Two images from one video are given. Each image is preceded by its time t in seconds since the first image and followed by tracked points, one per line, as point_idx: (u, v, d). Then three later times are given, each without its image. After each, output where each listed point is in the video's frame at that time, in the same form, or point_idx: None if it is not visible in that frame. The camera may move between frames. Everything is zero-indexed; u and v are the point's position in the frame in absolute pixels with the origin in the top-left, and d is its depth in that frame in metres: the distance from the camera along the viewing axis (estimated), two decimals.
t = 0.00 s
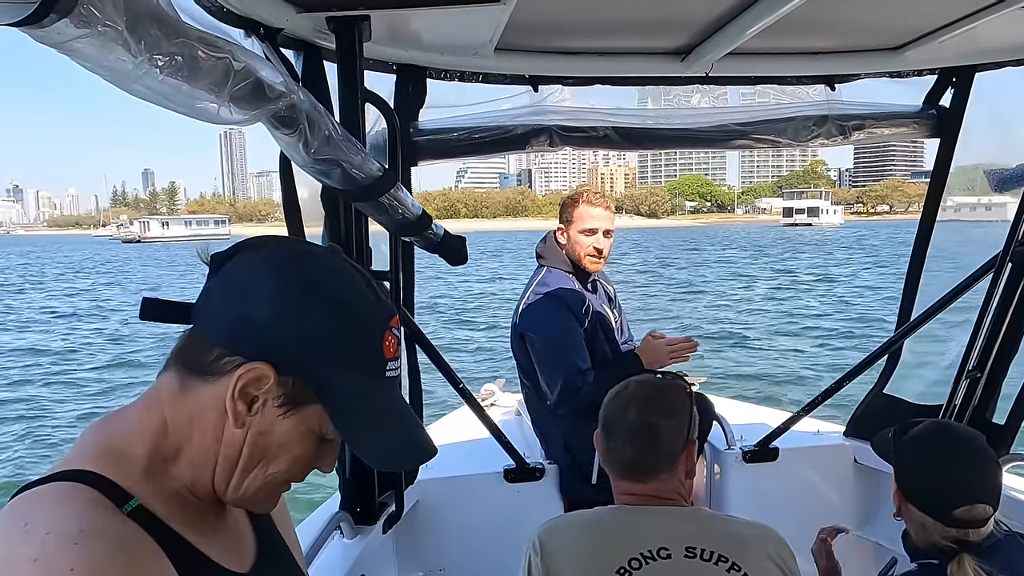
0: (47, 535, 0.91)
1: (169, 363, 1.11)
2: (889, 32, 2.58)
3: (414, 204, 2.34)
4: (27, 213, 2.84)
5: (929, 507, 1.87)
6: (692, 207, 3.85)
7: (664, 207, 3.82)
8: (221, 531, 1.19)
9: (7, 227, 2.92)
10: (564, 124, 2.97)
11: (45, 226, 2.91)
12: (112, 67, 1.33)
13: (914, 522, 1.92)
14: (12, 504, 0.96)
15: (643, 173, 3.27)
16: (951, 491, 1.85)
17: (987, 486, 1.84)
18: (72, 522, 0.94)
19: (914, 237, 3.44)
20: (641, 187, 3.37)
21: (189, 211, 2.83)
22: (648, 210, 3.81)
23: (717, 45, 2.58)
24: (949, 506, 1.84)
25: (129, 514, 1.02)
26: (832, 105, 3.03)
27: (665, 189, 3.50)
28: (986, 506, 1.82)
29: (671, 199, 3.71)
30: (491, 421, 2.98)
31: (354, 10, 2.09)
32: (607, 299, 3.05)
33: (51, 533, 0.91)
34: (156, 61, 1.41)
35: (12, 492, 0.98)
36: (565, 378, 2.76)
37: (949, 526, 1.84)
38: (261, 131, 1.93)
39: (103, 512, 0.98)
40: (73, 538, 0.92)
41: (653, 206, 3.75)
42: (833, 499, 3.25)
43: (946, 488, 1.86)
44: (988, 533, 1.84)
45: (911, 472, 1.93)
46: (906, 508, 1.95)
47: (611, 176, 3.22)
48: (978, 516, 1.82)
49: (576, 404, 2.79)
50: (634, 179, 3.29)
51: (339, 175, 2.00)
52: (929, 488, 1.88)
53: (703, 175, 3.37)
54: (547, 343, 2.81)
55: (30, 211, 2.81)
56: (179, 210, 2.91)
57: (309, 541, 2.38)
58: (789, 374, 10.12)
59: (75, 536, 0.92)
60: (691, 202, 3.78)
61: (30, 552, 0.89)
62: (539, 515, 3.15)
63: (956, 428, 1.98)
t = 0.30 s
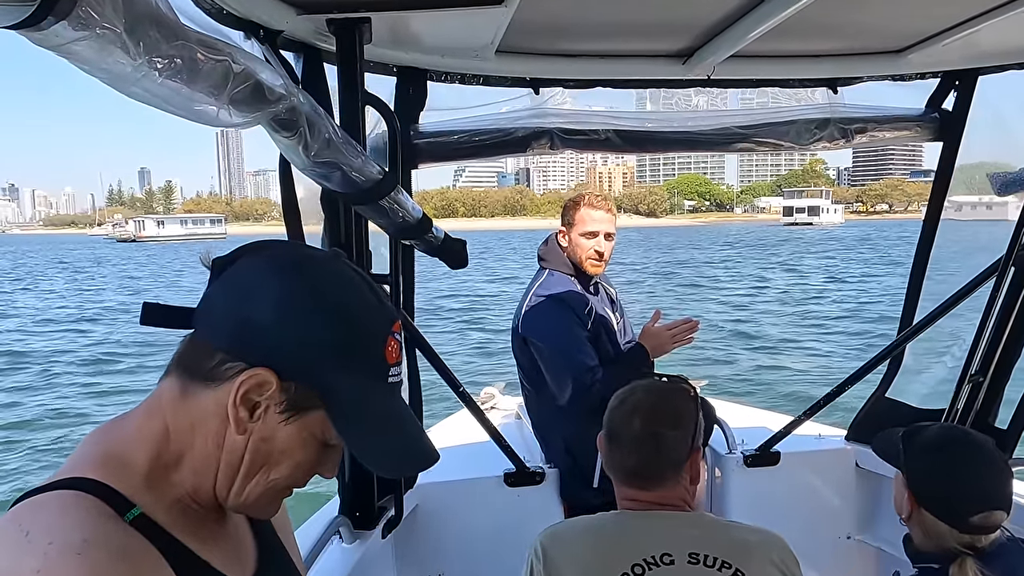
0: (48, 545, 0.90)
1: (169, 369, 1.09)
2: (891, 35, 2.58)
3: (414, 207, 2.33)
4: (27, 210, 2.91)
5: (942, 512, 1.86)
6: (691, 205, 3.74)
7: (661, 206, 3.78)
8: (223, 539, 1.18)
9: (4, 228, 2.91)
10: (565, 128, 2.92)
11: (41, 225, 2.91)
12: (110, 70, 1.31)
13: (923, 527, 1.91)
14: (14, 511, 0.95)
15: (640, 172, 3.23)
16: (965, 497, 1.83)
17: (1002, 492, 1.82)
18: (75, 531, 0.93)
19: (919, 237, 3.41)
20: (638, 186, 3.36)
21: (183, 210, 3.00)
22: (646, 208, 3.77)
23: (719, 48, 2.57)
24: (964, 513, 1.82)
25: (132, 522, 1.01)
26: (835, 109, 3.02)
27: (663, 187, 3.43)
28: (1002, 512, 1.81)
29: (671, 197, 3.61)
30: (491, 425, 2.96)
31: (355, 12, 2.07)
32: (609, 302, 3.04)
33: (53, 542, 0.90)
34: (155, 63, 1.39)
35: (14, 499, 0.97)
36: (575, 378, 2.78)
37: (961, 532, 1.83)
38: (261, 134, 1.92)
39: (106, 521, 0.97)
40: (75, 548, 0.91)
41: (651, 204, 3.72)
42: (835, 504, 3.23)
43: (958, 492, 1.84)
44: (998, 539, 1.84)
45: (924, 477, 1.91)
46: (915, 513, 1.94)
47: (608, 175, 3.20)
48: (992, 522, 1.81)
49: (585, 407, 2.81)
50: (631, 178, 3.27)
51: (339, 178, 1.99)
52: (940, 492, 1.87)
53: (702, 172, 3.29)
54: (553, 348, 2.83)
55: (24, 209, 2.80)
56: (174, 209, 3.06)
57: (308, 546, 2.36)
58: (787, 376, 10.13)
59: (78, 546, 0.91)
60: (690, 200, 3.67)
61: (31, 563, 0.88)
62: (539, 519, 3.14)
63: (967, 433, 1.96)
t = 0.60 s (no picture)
0: (66, 554, 0.88)
1: (186, 377, 1.08)
2: (892, 38, 2.57)
3: (412, 212, 2.31)
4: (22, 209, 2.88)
5: (946, 513, 1.85)
6: (690, 204, 3.68)
7: (661, 204, 3.65)
8: (233, 550, 1.16)
9: None
10: (564, 132, 2.93)
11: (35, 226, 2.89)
12: (104, 78, 1.28)
13: (927, 528, 1.90)
14: (29, 520, 0.93)
15: (638, 171, 3.23)
16: (969, 499, 1.82)
17: (1006, 494, 1.81)
18: (93, 539, 0.91)
19: (919, 237, 3.40)
20: (640, 185, 3.35)
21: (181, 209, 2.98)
22: (646, 207, 3.62)
23: (718, 52, 2.56)
24: (968, 514, 1.81)
25: (147, 532, 0.99)
26: (834, 113, 3.01)
27: (663, 185, 3.40)
28: (1006, 515, 1.80)
29: (669, 196, 3.56)
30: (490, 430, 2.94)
31: (352, 16, 2.06)
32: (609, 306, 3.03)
33: (74, 551, 0.89)
34: (150, 70, 1.37)
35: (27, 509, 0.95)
36: (576, 382, 2.77)
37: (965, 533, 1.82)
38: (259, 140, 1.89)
39: (122, 530, 0.96)
40: (96, 556, 0.89)
41: (651, 204, 3.58)
42: (835, 508, 3.22)
43: (963, 494, 1.83)
44: (1000, 542, 1.83)
45: (928, 478, 1.89)
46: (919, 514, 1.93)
47: (606, 174, 3.19)
48: (995, 524, 1.80)
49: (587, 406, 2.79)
50: (631, 177, 3.27)
51: (337, 184, 1.96)
52: (945, 493, 1.85)
53: (702, 173, 3.29)
54: (554, 353, 2.81)
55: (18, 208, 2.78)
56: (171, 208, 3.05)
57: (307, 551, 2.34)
58: (785, 377, 10.13)
59: (98, 555, 0.90)
60: (689, 199, 3.60)
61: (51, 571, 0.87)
62: (538, 524, 3.12)
63: (971, 437, 1.93)
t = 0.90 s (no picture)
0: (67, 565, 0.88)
1: (188, 385, 1.07)
2: (891, 39, 2.55)
3: (410, 215, 2.30)
4: (17, 209, 2.87)
5: (935, 512, 1.84)
6: (689, 204, 3.65)
7: (660, 203, 3.58)
8: (234, 561, 1.15)
9: None
10: (562, 133, 2.93)
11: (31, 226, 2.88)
12: (99, 83, 1.27)
13: (920, 529, 1.89)
14: (29, 531, 0.92)
15: (638, 170, 3.17)
16: (954, 496, 1.82)
17: (991, 491, 1.79)
18: (94, 549, 0.91)
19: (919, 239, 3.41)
20: (639, 185, 3.27)
21: (177, 208, 2.97)
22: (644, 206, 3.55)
23: (717, 53, 2.55)
24: (955, 511, 1.81)
25: (150, 543, 0.99)
26: (833, 113, 3.01)
27: (662, 185, 3.39)
28: (992, 511, 1.78)
29: (669, 195, 3.54)
30: (489, 432, 2.93)
31: (349, 19, 2.05)
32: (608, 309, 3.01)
33: (75, 562, 0.88)
34: (145, 75, 1.35)
35: (26, 519, 0.94)
36: (574, 383, 2.76)
37: (953, 530, 1.82)
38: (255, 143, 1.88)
39: (123, 541, 0.95)
40: (97, 568, 0.89)
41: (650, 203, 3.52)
42: (834, 509, 3.21)
43: (950, 492, 1.82)
44: (992, 541, 1.82)
45: (916, 476, 1.89)
46: (911, 514, 1.93)
47: (605, 173, 3.13)
48: (983, 522, 1.79)
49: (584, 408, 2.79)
50: (630, 176, 3.21)
51: (333, 187, 1.95)
52: (934, 492, 1.84)
53: (701, 172, 3.28)
54: (552, 353, 2.81)
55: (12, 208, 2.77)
56: (167, 207, 3.04)
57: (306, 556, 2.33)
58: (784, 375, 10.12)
59: (99, 567, 0.89)
60: (688, 199, 3.59)
61: None
62: (538, 526, 3.12)
63: (969, 440, 1.92)
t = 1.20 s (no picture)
0: None
1: (178, 398, 1.06)
2: (891, 41, 2.55)
3: (409, 220, 2.29)
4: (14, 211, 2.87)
5: (929, 513, 1.84)
6: (689, 204, 3.64)
7: (659, 203, 3.60)
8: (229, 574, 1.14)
9: None
10: (561, 137, 2.93)
11: (29, 227, 2.87)
12: (98, 91, 1.26)
13: (917, 532, 1.88)
14: (21, 550, 0.91)
15: (637, 169, 3.09)
16: (948, 497, 1.82)
17: (985, 491, 1.79)
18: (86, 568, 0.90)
19: (920, 240, 3.42)
20: (637, 184, 3.21)
21: (175, 209, 2.97)
22: (644, 207, 3.57)
23: (717, 56, 2.54)
24: (948, 512, 1.81)
25: (143, 559, 0.99)
26: (833, 116, 3.01)
27: (662, 185, 3.39)
28: (986, 512, 1.77)
29: (668, 195, 3.53)
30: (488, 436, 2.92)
31: (348, 23, 2.04)
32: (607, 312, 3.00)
33: None
34: (144, 83, 1.34)
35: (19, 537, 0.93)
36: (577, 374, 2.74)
37: (948, 532, 1.81)
38: (255, 149, 1.87)
39: (116, 560, 0.94)
40: None
41: (649, 202, 3.54)
42: (835, 511, 3.21)
43: (945, 492, 1.82)
44: (991, 544, 1.80)
45: (910, 478, 1.89)
46: (908, 518, 1.92)
47: (605, 173, 3.06)
48: (978, 523, 1.78)
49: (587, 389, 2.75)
50: (629, 176, 3.13)
51: (332, 192, 1.94)
52: (928, 492, 1.84)
53: (701, 173, 3.27)
54: (555, 346, 2.79)
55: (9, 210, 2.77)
56: (164, 208, 3.03)
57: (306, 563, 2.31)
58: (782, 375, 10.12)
59: None
60: (688, 198, 3.58)
61: None
62: (538, 530, 3.11)
63: (961, 441, 1.92)
